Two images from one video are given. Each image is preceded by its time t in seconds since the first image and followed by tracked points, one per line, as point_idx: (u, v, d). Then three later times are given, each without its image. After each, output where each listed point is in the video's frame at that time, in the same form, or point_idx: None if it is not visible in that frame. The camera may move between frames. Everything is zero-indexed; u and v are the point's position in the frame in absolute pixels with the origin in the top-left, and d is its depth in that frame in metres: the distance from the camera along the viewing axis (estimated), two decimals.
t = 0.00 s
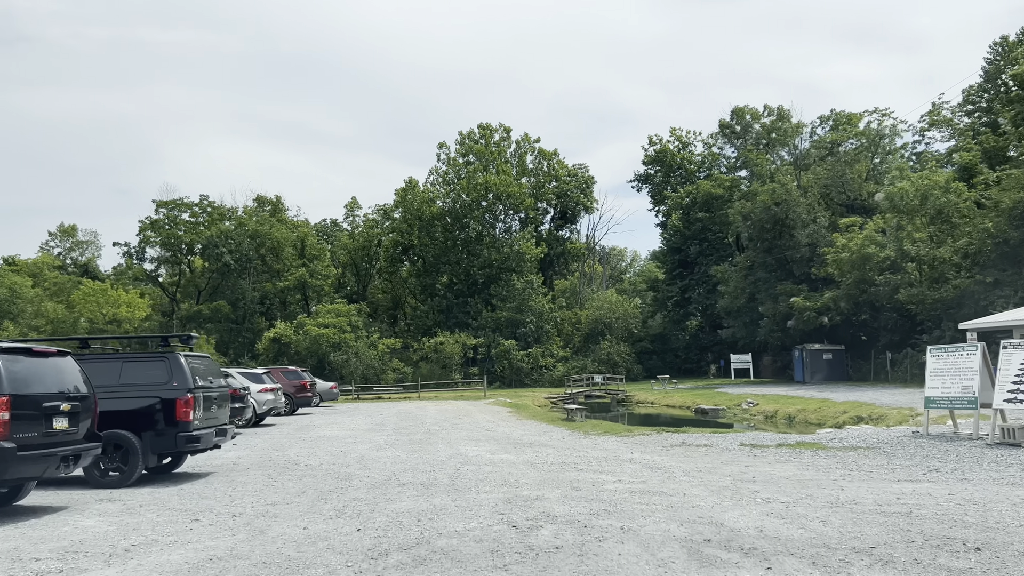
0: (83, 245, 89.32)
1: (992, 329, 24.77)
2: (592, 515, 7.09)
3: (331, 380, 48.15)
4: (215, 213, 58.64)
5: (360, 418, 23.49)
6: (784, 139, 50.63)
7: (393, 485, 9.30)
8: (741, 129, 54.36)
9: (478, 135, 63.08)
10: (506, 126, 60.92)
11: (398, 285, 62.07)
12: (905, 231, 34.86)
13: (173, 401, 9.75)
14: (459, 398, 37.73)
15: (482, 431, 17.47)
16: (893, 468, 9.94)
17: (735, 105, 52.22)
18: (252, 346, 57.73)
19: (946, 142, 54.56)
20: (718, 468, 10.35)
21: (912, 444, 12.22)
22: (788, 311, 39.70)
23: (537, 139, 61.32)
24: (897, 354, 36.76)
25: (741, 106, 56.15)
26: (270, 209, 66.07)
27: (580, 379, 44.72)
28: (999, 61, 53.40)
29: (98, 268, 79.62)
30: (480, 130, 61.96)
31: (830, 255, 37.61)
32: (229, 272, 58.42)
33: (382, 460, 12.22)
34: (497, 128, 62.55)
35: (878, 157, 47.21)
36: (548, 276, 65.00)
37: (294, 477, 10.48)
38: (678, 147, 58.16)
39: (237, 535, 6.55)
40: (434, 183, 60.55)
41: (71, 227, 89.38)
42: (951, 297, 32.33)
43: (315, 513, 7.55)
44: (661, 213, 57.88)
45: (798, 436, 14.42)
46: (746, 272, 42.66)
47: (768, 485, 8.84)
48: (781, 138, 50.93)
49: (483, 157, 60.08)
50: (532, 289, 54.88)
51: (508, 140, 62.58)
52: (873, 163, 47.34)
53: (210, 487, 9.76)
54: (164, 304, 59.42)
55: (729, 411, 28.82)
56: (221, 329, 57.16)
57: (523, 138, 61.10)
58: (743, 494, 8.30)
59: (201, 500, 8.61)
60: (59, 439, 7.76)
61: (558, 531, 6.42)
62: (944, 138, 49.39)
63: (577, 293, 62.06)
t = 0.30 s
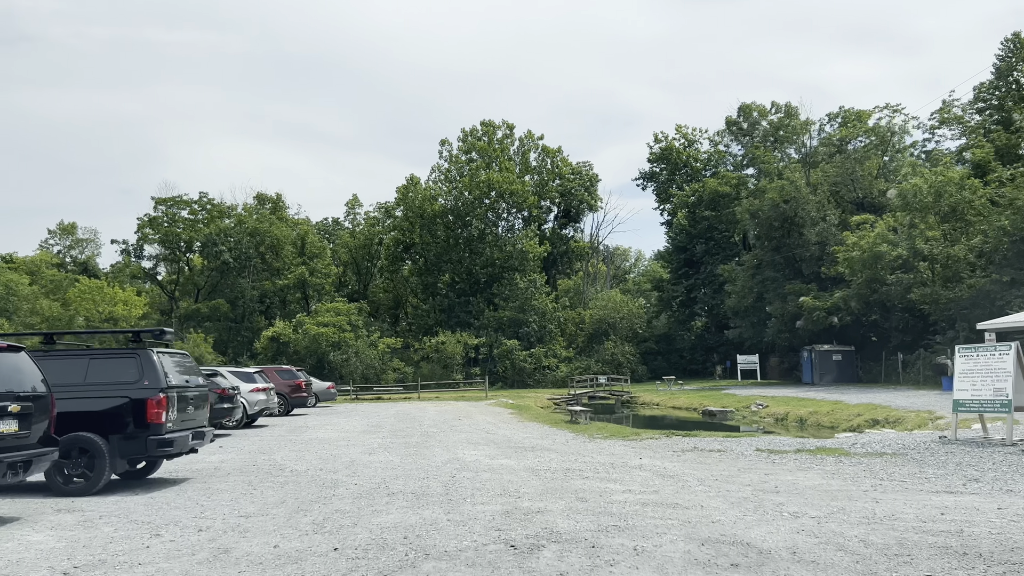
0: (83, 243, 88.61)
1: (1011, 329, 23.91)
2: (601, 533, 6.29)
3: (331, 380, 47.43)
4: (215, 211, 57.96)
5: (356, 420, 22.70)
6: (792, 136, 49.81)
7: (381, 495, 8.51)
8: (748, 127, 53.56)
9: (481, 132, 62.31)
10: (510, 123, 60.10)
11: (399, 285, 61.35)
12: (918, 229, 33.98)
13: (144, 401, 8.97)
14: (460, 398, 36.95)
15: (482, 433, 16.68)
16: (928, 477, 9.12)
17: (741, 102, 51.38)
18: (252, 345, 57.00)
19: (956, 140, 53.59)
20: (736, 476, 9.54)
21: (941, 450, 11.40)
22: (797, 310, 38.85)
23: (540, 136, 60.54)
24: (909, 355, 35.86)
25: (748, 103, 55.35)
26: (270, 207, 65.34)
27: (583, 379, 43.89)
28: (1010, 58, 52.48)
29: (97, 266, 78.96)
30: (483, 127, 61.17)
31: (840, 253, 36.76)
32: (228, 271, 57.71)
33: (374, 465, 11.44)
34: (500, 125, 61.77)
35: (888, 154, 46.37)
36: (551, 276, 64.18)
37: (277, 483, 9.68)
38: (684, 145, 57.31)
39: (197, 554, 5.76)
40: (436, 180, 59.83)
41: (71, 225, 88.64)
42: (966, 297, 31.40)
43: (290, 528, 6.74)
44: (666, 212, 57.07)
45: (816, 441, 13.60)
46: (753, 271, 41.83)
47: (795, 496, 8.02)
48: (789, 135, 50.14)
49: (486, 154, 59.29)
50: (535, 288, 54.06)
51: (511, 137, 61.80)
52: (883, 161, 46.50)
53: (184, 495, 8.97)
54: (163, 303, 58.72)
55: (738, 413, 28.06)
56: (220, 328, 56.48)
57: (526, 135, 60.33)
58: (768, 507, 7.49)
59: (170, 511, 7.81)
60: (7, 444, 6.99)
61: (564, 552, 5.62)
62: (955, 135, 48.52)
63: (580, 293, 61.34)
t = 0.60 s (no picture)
0: (83, 240, 87.98)
1: None
2: (613, 555, 5.53)
3: (331, 380, 46.68)
4: (215, 207, 57.27)
5: (352, 420, 21.96)
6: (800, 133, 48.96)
7: (369, 505, 7.75)
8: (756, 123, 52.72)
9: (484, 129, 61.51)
10: (513, 119, 59.28)
11: (401, 283, 60.62)
12: (931, 226, 33.12)
13: (111, 402, 8.21)
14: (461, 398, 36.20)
15: (482, 435, 15.92)
16: (968, 487, 8.33)
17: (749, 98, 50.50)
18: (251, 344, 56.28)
19: (967, 138, 52.60)
20: (757, 485, 8.77)
21: (975, 456, 10.61)
22: (806, 310, 38.03)
23: (544, 133, 59.72)
24: (921, 355, 34.97)
25: (755, 99, 54.49)
26: (271, 204, 64.61)
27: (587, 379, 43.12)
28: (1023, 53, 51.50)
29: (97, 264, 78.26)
30: (486, 123, 60.38)
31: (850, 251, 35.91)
32: (228, 268, 57.01)
33: (365, 470, 10.68)
34: (504, 121, 60.94)
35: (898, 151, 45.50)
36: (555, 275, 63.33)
37: (258, 491, 8.93)
38: (690, 142, 56.43)
39: None
40: (438, 178, 59.08)
41: (71, 222, 87.94)
42: (980, 297, 30.29)
43: (261, 545, 6.00)
44: (671, 210, 56.22)
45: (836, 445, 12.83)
46: (761, 269, 41.02)
47: (825, 509, 7.25)
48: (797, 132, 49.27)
49: (489, 151, 58.50)
50: (539, 286, 53.22)
51: (514, 134, 60.96)
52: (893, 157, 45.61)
53: (155, 503, 8.22)
54: (162, 301, 58.04)
55: (746, 414, 27.27)
56: (219, 326, 55.80)
57: (530, 132, 59.53)
58: (797, 521, 6.73)
59: (134, 523, 7.05)
60: None
61: None
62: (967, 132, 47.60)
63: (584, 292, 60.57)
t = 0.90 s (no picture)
0: (83, 238, 87.35)
1: None
2: None
3: (331, 379, 45.99)
4: (214, 204, 56.57)
5: (349, 421, 21.21)
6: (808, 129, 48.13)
7: (353, 518, 6.97)
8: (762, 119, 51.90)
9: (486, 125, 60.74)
10: (516, 115, 58.48)
11: (403, 281, 59.94)
12: (945, 222, 32.29)
13: (71, 403, 7.47)
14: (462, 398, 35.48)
15: (481, 437, 15.14)
16: (1013, 498, 7.56)
17: (755, 94, 49.66)
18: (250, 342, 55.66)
19: (978, 134, 51.65)
20: (782, 495, 7.97)
21: (1013, 462, 9.83)
22: (815, 308, 37.23)
23: (548, 129, 58.92)
24: (933, 355, 34.07)
25: (762, 94, 53.67)
26: (272, 201, 63.97)
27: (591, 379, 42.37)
28: None
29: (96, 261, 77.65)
30: (489, 119, 59.58)
31: (861, 248, 35.09)
32: (227, 266, 56.37)
33: (354, 476, 9.89)
34: (506, 117, 60.14)
35: (909, 146, 44.59)
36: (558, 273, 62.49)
37: (236, 500, 8.18)
38: (695, 138, 55.59)
39: None
40: (440, 174, 58.35)
41: (71, 220, 87.32)
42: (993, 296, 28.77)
43: (222, 567, 5.23)
44: (676, 207, 55.38)
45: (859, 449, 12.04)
46: (769, 267, 40.26)
47: (862, 524, 6.48)
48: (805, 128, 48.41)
49: (491, 147, 57.72)
50: (542, 284, 52.43)
51: (517, 130, 60.13)
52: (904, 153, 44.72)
53: (120, 513, 7.47)
54: (161, 299, 57.35)
55: (756, 416, 26.45)
56: (219, 325, 55.14)
57: (533, 128, 58.76)
58: (833, 540, 5.94)
59: (87, 538, 6.30)
60: None
61: None
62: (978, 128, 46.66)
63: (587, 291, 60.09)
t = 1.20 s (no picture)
0: (83, 236, 86.66)
1: None
2: None
3: (330, 378, 45.29)
4: (213, 201, 55.80)
5: (344, 421, 20.47)
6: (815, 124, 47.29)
7: (332, 534, 6.22)
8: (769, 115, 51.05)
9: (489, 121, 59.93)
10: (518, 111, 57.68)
11: (404, 279, 59.25)
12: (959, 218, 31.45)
13: (21, 404, 6.75)
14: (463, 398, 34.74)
15: (481, 439, 14.42)
16: None
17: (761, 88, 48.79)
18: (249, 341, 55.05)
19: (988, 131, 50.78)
20: (810, 506, 7.21)
21: None
22: (824, 306, 36.43)
23: (551, 125, 58.12)
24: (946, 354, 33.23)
25: (769, 89, 52.81)
26: (272, 198, 63.27)
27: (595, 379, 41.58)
28: None
29: (96, 258, 76.96)
30: (491, 115, 58.79)
31: (871, 244, 34.28)
32: (226, 264, 55.70)
33: (341, 482, 9.14)
34: (509, 113, 59.33)
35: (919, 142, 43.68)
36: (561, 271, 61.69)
37: (209, 510, 7.44)
38: (700, 134, 54.73)
39: None
40: (442, 171, 57.61)
41: (71, 217, 86.65)
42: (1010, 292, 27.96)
43: None
44: (681, 204, 54.58)
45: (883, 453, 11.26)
46: (777, 264, 39.46)
47: (907, 543, 5.72)
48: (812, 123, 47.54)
49: (494, 143, 56.89)
50: (545, 282, 51.65)
51: (520, 126, 59.29)
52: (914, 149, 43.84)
53: (76, 525, 6.74)
54: (160, 297, 56.66)
55: (765, 416, 25.65)
56: (218, 323, 54.48)
57: (536, 124, 57.97)
58: (877, 563, 5.18)
59: (29, 558, 5.55)
60: None
61: None
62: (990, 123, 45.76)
63: (590, 289, 59.40)
